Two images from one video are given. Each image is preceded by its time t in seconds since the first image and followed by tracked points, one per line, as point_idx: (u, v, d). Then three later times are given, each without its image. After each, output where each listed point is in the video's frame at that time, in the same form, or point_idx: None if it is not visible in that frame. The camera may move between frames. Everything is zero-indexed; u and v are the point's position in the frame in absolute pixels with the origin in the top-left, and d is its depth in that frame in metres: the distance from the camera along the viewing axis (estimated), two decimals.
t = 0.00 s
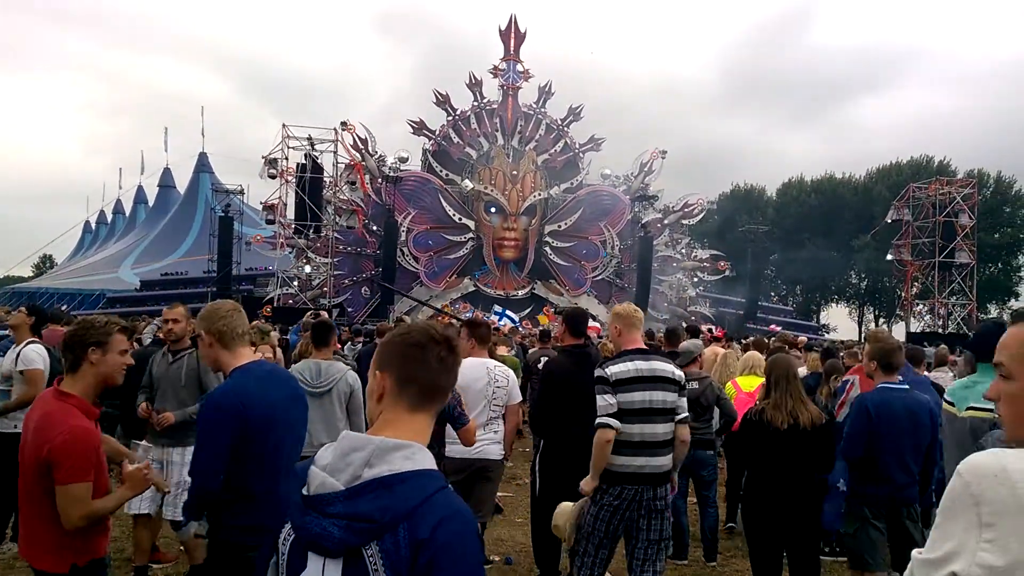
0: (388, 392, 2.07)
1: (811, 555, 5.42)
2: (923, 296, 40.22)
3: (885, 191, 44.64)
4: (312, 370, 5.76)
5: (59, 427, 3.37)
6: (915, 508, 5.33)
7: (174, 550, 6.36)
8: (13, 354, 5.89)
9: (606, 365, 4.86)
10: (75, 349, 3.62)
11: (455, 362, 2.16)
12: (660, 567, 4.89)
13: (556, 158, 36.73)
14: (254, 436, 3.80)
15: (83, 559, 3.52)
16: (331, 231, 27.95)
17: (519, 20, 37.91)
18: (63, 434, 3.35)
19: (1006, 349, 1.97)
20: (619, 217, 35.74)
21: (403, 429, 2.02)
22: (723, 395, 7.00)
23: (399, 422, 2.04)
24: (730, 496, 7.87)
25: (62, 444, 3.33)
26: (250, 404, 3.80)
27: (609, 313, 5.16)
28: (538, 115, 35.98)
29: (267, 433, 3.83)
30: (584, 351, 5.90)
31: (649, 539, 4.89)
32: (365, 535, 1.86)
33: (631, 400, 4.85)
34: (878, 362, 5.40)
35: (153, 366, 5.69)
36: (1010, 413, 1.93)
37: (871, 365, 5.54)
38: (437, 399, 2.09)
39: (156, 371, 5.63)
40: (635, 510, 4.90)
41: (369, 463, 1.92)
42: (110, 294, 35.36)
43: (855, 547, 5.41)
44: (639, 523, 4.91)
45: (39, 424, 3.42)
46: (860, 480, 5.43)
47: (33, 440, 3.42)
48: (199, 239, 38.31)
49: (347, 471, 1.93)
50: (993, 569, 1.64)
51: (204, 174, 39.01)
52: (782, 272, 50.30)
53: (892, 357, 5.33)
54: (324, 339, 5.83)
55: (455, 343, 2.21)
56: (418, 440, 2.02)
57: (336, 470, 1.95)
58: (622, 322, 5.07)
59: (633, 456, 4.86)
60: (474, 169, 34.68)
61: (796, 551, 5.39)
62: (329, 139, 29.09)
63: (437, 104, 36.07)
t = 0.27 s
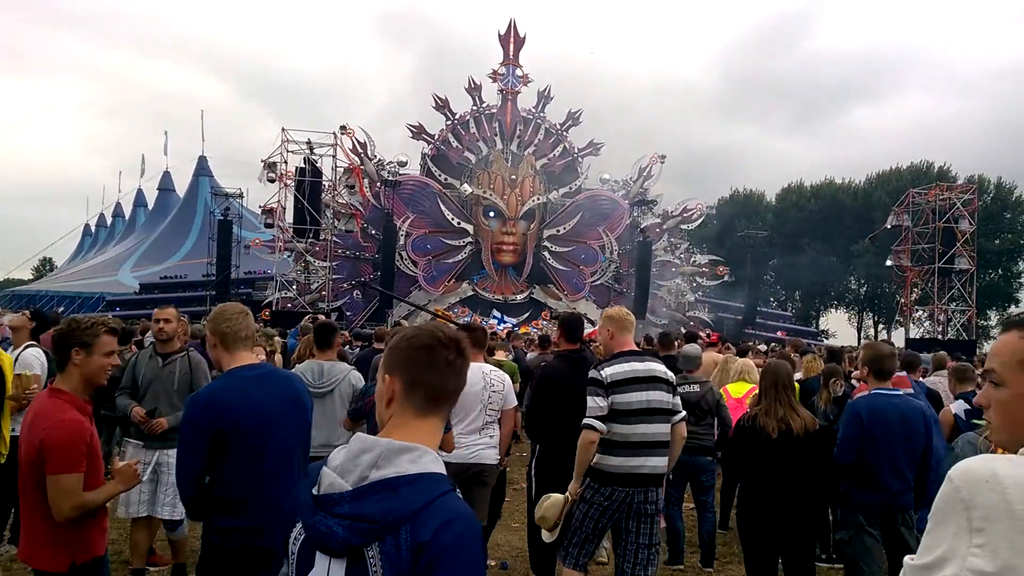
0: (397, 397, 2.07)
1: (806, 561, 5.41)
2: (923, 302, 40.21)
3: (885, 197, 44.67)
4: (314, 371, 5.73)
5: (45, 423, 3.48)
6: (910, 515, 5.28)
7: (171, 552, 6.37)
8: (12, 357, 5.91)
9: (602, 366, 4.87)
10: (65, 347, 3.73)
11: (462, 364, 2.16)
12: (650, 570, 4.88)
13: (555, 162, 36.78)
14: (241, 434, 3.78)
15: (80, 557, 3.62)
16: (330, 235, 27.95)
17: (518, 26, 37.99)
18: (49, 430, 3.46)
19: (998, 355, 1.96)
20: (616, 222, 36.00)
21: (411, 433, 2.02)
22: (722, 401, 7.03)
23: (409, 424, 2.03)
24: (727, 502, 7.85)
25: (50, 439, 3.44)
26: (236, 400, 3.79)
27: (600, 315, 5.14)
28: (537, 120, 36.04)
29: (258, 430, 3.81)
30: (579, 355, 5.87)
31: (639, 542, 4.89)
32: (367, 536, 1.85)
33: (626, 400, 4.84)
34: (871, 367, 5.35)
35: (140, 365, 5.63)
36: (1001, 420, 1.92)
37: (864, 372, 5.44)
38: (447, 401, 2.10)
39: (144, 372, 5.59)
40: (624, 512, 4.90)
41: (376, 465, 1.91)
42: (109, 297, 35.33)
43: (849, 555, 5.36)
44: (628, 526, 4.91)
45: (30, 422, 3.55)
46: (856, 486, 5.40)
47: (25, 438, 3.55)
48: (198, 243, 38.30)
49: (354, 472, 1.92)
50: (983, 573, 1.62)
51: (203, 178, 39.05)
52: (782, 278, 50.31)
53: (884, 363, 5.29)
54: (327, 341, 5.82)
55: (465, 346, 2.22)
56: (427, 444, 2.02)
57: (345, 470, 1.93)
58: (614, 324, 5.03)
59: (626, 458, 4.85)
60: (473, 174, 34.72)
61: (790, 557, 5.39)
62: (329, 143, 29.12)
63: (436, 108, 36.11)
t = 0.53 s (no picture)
0: (442, 412, 2.07)
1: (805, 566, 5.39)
2: (923, 307, 40.16)
3: (885, 202, 44.67)
4: (314, 383, 5.75)
5: (59, 418, 3.53)
6: (909, 522, 5.15)
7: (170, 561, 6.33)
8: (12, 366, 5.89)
9: (582, 374, 4.91)
10: (56, 351, 3.73)
11: (503, 375, 2.18)
12: None
13: (555, 168, 36.82)
14: (233, 437, 3.75)
15: (93, 558, 3.64)
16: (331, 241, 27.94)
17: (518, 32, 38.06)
18: (67, 424, 3.52)
19: (994, 362, 1.96)
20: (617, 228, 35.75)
21: (466, 448, 2.02)
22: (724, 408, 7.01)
23: (464, 440, 2.04)
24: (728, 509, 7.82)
25: (70, 432, 3.51)
26: (230, 405, 3.78)
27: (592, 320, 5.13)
28: (537, 126, 36.09)
29: (256, 434, 3.79)
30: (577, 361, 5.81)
31: (635, 551, 4.87)
32: (446, 559, 1.81)
33: (606, 409, 4.85)
34: (866, 375, 5.31)
35: (147, 375, 5.58)
36: (997, 427, 1.91)
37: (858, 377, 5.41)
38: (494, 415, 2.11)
39: (152, 383, 5.57)
40: (615, 519, 4.90)
41: (441, 485, 1.89)
42: (109, 304, 35.32)
43: (848, 561, 5.23)
44: (622, 534, 4.89)
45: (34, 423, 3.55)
46: (853, 492, 5.27)
47: (28, 438, 3.54)
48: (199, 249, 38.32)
49: (421, 494, 1.89)
50: None
51: (203, 185, 39.10)
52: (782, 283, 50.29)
53: (879, 369, 5.22)
54: (328, 349, 5.79)
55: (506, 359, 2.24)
56: (478, 459, 2.01)
57: (409, 493, 1.90)
58: (604, 329, 5.02)
59: (606, 465, 4.90)
60: (473, 180, 34.75)
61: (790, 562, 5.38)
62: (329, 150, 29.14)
63: (436, 115, 36.16)
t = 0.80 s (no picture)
0: (497, 421, 2.08)
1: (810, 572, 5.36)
2: (926, 310, 40.11)
3: (887, 204, 44.65)
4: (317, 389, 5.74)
5: (86, 419, 3.62)
6: (913, 526, 5.14)
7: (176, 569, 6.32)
8: (18, 374, 5.89)
9: (565, 380, 4.91)
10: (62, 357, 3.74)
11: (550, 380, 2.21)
12: None
13: (555, 173, 36.87)
14: (241, 442, 3.76)
15: (108, 561, 3.69)
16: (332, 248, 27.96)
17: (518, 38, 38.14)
18: (96, 425, 3.62)
19: (1003, 365, 1.95)
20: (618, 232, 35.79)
21: (530, 455, 2.04)
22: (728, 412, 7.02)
23: (525, 446, 2.05)
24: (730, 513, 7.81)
25: (97, 432, 3.61)
26: (239, 412, 3.79)
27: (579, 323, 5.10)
28: (537, 131, 36.15)
29: (268, 440, 3.80)
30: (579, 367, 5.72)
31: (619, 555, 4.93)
32: (548, 562, 1.85)
33: (588, 414, 4.86)
34: (869, 379, 5.31)
35: (170, 381, 5.60)
36: (1003, 431, 1.91)
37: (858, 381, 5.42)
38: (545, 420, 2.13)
39: (176, 390, 5.62)
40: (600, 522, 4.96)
41: (526, 490, 1.90)
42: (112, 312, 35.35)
43: (851, 566, 5.21)
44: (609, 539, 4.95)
45: (55, 426, 3.60)
46: (858, 496, 5.24)
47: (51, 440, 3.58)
48: (201, 256, 38.37)
49: (507, 500, 1.89)
50: None
51: (206, 193, 39.15)
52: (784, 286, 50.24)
53: (882, 373, 5.22)
54: (328, 355, 5.73)
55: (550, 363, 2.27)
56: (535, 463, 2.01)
57: (491, 501, 1.89)
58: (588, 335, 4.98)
59: (590, 471, 4.94)
60: (474, 186, 34.80)
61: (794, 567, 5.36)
62: (330, 157, 29.18)
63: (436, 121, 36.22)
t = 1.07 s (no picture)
0: (520, 427, 2.09)
1: None
2: (933, 319, 39.92)
3: (894, 213, 44.57)
4: (318, 393, 5.77)
5: (113, 421, 3.77)
6: (920, 535, 5.11)
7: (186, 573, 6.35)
8: (27, 378, 5.91)
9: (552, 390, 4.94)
10: (79, 361, 3.84)
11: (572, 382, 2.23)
12: None
13: (562, 180, 36.91)
14: (246, 451, 3.75)
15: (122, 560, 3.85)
16: (339, 254, 28.00)
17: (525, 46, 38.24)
18: (125, 428, 3.77)
19: (1011, 372, 1.95)
20: (624, 240, 35.86)
21: (562, 460, 2.06)
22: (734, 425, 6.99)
23: (554, 450, 2.07)
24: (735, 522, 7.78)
25: (128, 436, 3.76)
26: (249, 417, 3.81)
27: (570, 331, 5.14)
28: (543, 139, 36.21)
29: (277, 447, 3.84)
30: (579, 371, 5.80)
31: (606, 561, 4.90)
32: (603, 570, 1.92)
33: (579, 420, 4.87)
34: (874, 388, 5.32)
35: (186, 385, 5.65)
36: (1010, 439, 1.90)
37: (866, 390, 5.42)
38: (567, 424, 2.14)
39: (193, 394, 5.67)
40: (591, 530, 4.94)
41: (573, 498, 1.95)
42: (120, 316, 35.48)
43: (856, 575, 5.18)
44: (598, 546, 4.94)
45: (80, 428, 3.72)
46: (864, 505, 5.22)
47: (77, 442, 3.70)
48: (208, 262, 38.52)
49: (557, 510, 1.91)
50: None
51: (213, 199, 39.39)
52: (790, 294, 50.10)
53: (888, 383, 5.24)
54: (327, 359, 5.80)
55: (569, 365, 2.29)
56: (564, 471, 2.03)
57: (543, 511, 1.90)
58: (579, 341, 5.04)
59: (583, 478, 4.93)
60: (480, 192, 34.87)
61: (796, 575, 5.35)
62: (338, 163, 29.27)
63: (443, 127, 36.31)
